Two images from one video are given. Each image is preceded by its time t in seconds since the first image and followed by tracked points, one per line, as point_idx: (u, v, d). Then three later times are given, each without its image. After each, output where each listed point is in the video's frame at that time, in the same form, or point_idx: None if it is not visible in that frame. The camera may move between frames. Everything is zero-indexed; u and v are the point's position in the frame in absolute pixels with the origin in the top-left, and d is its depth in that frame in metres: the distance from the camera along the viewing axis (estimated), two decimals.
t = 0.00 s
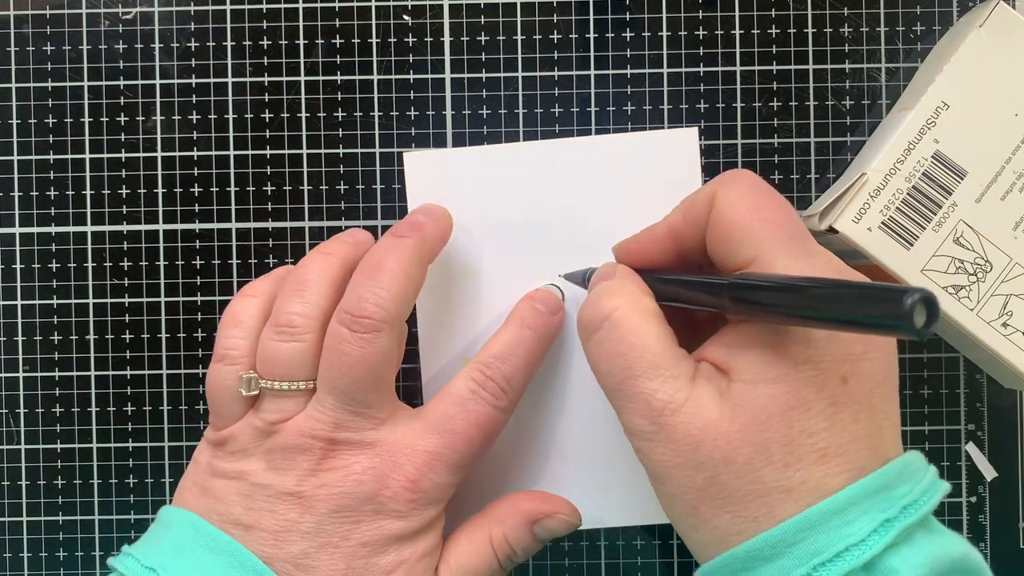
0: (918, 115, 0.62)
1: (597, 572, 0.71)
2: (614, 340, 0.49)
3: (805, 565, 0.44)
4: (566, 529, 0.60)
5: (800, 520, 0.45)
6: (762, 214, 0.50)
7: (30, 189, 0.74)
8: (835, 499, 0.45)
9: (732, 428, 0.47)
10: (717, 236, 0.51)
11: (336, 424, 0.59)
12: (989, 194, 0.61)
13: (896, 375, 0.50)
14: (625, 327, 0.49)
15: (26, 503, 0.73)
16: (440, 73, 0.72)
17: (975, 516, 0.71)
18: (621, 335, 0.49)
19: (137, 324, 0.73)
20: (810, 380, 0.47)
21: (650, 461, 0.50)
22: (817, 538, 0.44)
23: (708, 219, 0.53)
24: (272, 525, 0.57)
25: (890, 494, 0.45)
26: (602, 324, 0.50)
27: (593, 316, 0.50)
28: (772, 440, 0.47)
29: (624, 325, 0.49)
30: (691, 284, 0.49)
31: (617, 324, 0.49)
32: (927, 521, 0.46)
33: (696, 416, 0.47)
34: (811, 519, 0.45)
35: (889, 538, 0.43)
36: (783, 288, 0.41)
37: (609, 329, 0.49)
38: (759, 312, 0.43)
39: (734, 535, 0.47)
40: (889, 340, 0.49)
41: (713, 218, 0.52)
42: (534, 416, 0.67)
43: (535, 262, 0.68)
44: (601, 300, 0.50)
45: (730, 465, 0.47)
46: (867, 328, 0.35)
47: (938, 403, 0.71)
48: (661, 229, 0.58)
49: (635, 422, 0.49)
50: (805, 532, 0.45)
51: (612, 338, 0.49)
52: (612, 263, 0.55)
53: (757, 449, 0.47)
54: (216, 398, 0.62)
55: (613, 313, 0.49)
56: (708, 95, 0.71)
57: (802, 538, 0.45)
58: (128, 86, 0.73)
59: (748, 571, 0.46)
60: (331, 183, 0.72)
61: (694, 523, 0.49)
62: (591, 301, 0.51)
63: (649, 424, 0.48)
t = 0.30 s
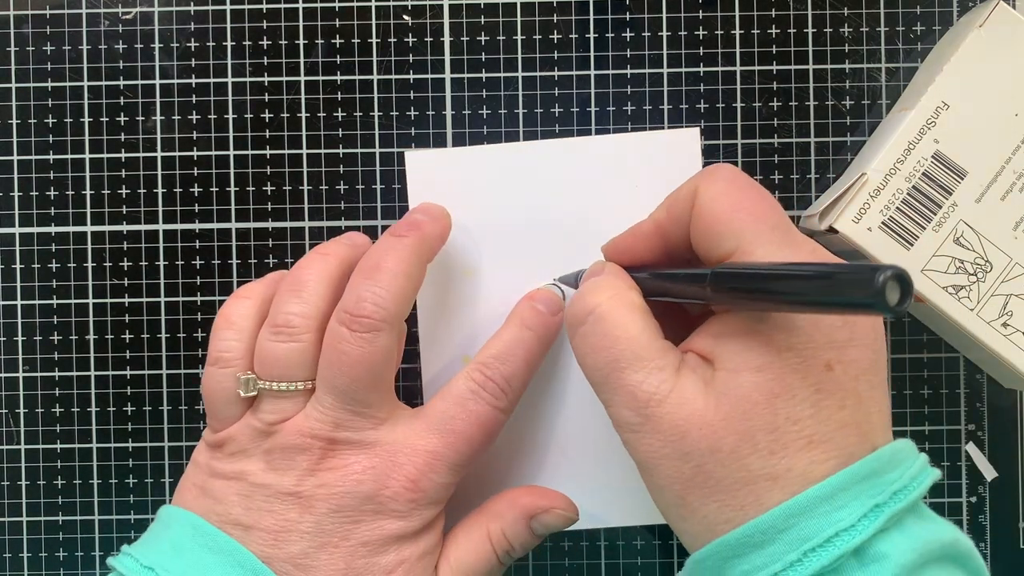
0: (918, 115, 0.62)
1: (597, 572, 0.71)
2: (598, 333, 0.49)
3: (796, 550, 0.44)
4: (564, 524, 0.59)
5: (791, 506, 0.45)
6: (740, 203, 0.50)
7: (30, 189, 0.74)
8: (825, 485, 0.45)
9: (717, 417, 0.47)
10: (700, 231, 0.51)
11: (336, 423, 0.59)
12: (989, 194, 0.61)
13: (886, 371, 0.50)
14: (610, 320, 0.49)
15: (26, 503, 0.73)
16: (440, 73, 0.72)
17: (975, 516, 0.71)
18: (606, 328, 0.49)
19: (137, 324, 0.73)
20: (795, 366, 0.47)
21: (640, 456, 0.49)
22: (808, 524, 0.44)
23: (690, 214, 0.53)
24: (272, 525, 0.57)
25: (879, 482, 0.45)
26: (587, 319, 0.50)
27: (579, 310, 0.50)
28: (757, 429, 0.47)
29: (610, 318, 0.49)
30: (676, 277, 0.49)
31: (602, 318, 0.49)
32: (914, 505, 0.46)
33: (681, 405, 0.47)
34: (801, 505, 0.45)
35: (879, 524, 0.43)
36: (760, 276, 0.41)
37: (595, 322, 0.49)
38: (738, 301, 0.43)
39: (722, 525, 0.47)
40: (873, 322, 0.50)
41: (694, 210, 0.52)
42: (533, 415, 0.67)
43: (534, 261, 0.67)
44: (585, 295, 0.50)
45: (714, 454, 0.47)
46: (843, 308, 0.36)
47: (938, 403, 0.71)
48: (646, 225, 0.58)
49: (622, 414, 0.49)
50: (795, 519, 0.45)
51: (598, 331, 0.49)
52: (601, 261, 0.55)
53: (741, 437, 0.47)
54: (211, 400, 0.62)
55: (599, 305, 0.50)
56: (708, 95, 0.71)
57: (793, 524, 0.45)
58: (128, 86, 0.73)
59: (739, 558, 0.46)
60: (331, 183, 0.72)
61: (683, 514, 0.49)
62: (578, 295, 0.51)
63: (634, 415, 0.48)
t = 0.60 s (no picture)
0: (918, 115, 0.62)
1: (597, 572, 0.71)
2: (600, 339, 0.49)
3: (800, 556, 0.44)
4: (563, 522, 0.59)
5: (794, 513, 0.45)
6: (741, 212, 0.50)
7: (30, 189, 0.73)
8: (828, 492, 0.45)
9: (718, 423, 0.47)
10: (702, 238, 0.51)
11: (336, 424, 0.59)
12: (989, 194, 0.61)
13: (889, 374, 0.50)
14: (613, 326, 0.49)
15: (26, 503, 0.73)
16: (440, 73, 0.72)
17: (975, 516, 0.71)
18: (608, 334, 0.49)
19: (137, 324, 0.73)
20: (796, 374, 0.47)
21: (640, 459, 0.49)
22: (811, 530, 0.44)
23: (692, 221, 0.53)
24: (272, 525, 0.57)
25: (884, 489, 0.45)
26: (590, 325, 0.50)
27: (582, 316, 0.50)
28: (758, 436, 0.47)
29: (612, 324, 0.49)
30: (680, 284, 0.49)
31: (605, 325, 0.49)
32: (918, 513, 0.46)
33: (683, 412, 0.47)
34: (804, 512, 0.45)
35: (882, 531, 0.43)
36: (761, 286, 0.41)
37: (598, 329, 0.49)
38: (738, 308, 0.43)
39: (724, 532, 0.47)
40: (876, 331, 0.50)
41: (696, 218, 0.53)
42: (533, 415, 0.67)
43: (534, 263, 0.67)
44: (589, 301, 0.50)
45: (715, 460, 0.47)
46: (839, 317, 0.36)
47: (938, 403, 0.71)
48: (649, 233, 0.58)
49: (623, 419, 0.49)
50: (798, 525, 0.45)
51: (599, 337, 0.49)
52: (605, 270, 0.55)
53: (742, 445, 0.47)
54: (212, 400, 0.62)
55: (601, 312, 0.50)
56: (708, 95, 0.71)
57: (796, 531, 0.44)
58: (128, 86, 0.73)
59: (742, 564, 0.46)
60: (331, 183, 0.72)
61: (685, 520, 0.49)
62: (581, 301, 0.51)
63: (636, 422, 0.48)
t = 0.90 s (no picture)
0: (918, 115, 0.62)
1: (597, 572, 0.71)
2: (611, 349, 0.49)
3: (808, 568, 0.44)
4: (563, 521, 0.59)
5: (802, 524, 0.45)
6: (749, 223, 0.50)
7: (30, 189, 0.74)
8: (839, 505, 0.45)
9: (721, 435, 0.47)
10: (711, 248, 0.51)
11: (336, 424, 0.59)
12: (989, 194, 0.61)
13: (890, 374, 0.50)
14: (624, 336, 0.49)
15: (26, 503, 0.73)
16: (440, 73, 0.72)
17: (975, 516, 0.71)
18: (619, 344, 0.49)
19: (137, 324, 0.73)
20: (808, 386, 0.47)
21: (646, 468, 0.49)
22: (821, 542, 0.45)
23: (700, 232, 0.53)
24: (272, 525, 0.57)
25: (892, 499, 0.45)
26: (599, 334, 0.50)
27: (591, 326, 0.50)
28: (769, 449, 0.46)
29: (623, 333, 0.49)
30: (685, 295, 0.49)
31: (615, 334, 0.49)
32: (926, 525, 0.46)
33: (693, 422, 0.47)
34: (813, 523, 0.45)
35: (890, 543, 0.44)
36: (773, 296, 0.41)
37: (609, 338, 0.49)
38: (747, 321, 0.43)
39: (732, 544, 0.47)
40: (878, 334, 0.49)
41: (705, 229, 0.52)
42: (534, 415, 0.67)
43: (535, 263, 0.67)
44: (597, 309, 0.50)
45: (726, 472, 0.47)
46: (846, 324, 0.37)
47: (938, 403, 0.71)
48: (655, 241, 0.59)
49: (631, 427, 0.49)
50: (807, 537, 0.45)
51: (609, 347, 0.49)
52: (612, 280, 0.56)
53: (753, 456, 0.46)
54: (211, 401, 0.62)
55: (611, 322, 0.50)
56: (708, 95, 0.71)
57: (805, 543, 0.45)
58: (128, 86, 0.73)
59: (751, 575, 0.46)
60: (331, 183, 0.72)
61: (686, 524, 0.49)
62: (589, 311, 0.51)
63: (645, 434, 0.48)
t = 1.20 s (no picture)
0: (918, 115, 0.62)
1: (597, 572, 0.71)
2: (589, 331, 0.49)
3: (791, 544, 0.44)
4: (561, 517, 0.59)
5: (785, 501, 0.45)
6: (728, 202, 0.50)
7: (30, 189, 0.74)
8: (819, 479, 0.45)
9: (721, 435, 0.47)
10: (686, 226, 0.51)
11: (337, 425, 0.59)
12: (989, 194, 0.61)
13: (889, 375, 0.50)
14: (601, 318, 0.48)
15: (26, 503, 0.73)
16: (440, 73, 0.72)
17: (975, 516, 0.71)
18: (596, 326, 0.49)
19: (137, 324, 0.73)
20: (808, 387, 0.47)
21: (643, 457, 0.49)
22: (800, 519, 0.44)
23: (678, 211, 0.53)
24: (273, 527, 0.57)
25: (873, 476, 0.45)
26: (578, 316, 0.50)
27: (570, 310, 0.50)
28: (745, 425, 0.46)
29: (601, 315, 0.49)
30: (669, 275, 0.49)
31: (593, 316, 0.49)
32: (909, 500, 0.46)
33: (687, 407, 0.47)
34: (794, 500, 0.45)
35: (872, 517, 0.43)
36: (744, 272, 0.41)
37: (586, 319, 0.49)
38: (722, 294, 0.43)
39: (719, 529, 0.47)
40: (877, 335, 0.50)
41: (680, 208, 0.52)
42: (534, 415, 0.67)
43: (535, 262, 0.67)
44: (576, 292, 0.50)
45: (703, 449, 0.47)
46: (820, 298, 0.36)
47: (937, 403, 0.71)
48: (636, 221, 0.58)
49: (610, 411, 0.49)
50: (790, 512, 0.45)
51: (587, 328, 0.49)
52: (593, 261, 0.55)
53: (730, 433, 0.47)
54: (211, 403, 0.62)
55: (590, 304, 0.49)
56: (708, 95, 0.71)
57: (787, 518, 0.44)
58: (128, 86, 0.73)
59: (733, 554, 0.46)
60: (331, 183, 0.72)
61: (687, 525, 0.49)
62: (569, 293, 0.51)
63: (622, 412, 0.48)
